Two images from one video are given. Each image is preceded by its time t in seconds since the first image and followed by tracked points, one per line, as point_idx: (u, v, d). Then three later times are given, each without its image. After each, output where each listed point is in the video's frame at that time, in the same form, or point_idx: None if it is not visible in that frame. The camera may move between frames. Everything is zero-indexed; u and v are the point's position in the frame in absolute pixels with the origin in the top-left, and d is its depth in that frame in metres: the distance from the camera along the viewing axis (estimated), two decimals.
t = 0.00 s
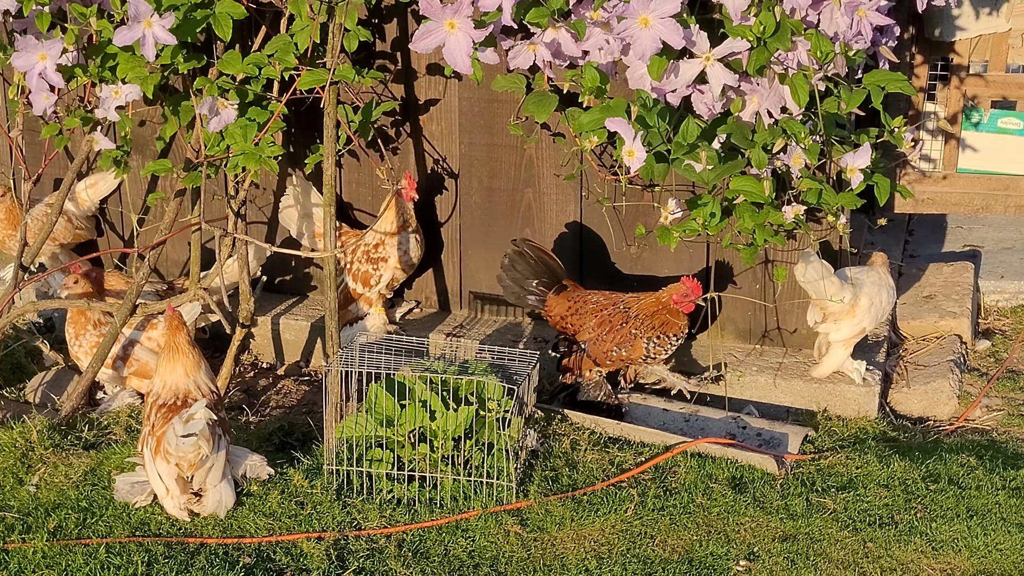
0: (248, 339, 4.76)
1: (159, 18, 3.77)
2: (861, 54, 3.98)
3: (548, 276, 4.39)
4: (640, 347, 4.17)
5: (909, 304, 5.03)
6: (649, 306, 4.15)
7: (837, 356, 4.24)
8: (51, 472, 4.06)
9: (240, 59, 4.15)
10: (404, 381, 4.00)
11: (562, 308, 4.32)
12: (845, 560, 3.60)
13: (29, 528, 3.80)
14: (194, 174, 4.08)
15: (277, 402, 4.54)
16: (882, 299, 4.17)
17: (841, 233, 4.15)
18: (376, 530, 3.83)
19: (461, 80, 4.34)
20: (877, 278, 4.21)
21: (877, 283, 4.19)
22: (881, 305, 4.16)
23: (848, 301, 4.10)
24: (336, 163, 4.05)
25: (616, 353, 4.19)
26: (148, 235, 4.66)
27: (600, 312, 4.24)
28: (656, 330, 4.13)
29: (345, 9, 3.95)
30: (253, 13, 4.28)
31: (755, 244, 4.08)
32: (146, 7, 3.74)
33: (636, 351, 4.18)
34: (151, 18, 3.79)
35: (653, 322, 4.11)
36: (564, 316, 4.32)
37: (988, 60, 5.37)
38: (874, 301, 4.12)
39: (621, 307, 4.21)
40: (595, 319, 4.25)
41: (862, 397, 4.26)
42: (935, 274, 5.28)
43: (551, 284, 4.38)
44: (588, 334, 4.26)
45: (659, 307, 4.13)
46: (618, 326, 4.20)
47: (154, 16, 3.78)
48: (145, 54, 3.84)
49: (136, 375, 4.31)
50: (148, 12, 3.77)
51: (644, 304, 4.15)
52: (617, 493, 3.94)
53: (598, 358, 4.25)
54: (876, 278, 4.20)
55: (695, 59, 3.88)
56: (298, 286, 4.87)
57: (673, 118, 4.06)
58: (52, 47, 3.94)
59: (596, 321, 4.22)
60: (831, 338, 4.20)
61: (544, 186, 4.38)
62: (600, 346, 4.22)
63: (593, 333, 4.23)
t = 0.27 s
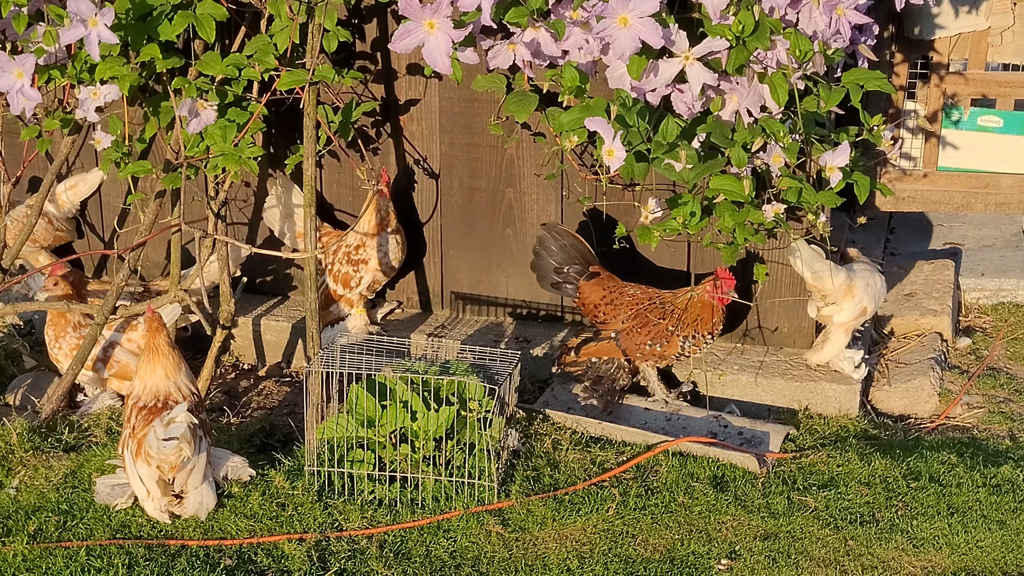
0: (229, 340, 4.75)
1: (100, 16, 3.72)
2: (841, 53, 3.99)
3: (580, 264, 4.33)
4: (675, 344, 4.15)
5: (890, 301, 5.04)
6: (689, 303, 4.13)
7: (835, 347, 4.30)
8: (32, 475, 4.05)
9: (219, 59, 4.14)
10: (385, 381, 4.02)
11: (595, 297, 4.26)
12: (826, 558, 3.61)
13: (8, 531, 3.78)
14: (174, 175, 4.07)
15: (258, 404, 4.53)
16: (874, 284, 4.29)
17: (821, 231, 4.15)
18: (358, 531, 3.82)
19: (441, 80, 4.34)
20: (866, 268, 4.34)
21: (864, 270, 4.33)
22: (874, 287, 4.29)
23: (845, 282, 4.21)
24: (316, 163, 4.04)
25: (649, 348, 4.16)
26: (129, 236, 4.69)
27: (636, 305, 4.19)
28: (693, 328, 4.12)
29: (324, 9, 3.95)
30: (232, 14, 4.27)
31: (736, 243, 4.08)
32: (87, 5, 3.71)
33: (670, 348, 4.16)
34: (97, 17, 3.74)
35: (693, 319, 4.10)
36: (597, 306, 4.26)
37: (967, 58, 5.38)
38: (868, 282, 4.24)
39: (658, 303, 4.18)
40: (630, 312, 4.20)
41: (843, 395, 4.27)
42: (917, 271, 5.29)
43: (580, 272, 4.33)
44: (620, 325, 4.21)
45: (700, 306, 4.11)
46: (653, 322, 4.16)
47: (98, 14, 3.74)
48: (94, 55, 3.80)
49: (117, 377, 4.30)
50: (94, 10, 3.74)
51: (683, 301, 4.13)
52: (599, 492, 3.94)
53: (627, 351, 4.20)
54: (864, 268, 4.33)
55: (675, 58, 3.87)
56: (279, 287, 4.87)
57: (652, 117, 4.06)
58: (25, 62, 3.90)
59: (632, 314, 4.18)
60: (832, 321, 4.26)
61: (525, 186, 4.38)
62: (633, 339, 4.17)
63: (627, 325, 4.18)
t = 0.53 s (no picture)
0: (218, 341, 4.74)
1: (113, 16, 3.70)
2: (828, 52, 4.00)
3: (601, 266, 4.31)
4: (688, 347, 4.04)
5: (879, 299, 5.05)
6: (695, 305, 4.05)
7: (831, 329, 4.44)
8: (20, 476, 4.05)
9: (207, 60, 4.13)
10: (374, 381, 4.03)
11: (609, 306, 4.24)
12: (815, 557, 3.61)
13: None
14: (162, 176, 4.07)
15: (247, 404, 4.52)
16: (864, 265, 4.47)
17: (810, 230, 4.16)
18: (347, 531, 3.81)
19: (430, 79, 4.34)
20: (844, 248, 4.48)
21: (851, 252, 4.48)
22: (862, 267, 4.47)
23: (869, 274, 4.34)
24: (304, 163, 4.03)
25: (662, 354, 4.09)
26: (118, 237, 4.72)
27: (647, 312, 4.15)
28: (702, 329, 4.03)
29: (311, 10, 3.94)
30: (220, 14, 4.27)
31: (724, 242, 4.08)
32: (100, 6, 3.67)
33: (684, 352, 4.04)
34: (107, 18, 3.71)
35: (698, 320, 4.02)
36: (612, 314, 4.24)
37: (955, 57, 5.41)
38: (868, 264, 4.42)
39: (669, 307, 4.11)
40: (642, 319, 4.16)
41: (832, 393, 4.27)
42: (906, 269, 5.30)
43: (600, 273, 4.31)
44: (635, 334, 4.17)
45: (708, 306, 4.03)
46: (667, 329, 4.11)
47: (109, 14, 3.71)
48: (108, 56, 3.76)
49: (106, 378, 4.29)
50: (103, 12, 3.70)
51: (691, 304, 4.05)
52: (588, 492, 3.94)
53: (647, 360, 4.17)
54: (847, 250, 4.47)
55: (662, 57, 3.87)
56: (268, 287, 4.87)
57: (640, 117, 4.06)
58: (15, 61, 3.92)
59: (644, 322, 4.14)
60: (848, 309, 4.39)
61: (513, 185, 4.39)
62: (647, 346, 4.13)
63: (641, 333, 4.15)
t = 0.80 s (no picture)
0: (205, 339, 4.74)
1: (90, 11, 3.71)
2: (815, 48, 4.00)
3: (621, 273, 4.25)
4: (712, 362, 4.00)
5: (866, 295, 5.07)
6: (728, 318, 3.97)
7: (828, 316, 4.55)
8: (7, 476, 4.04)
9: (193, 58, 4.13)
10: (362, 380, 4.01)
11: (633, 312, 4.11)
12: (802, 553, 3.61)
13: None
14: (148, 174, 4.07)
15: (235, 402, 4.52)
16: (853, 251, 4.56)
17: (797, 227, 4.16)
18: (335, 530, 3.81)
19: (417, 77, 4.33)
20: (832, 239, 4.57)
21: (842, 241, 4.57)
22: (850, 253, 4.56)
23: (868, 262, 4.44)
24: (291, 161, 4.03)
25: (685, 366, 4.02)
26: (104, 235, 4.72)
27: (673, 320, 4.03)
28: (733, 344, 3.96)
29: (297, 7, 3.94)
30: (206, 12, 4.26)
31: (711, 239, 4.09)
32: (76, 2, 3.68)
33: (705, 365, 4.02)
34: (85, 13, 3.73)
35: (733, 336, 3.95)
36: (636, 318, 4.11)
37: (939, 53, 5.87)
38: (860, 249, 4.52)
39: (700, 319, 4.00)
40: (667, 328, 4.03)
41: (819, 389, 4.29)
42: (893, 265, 5.31)
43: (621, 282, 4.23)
44: (658, 341, 4.05)
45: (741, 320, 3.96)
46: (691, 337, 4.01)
47: (86, 9, 3.72)
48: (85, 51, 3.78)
49: (93, 377, 4.28)
50: (81, 7, 3.72)
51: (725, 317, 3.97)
52: (576, 489, 3.94)
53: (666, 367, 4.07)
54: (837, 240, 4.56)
55: (648, 54, 3.88)
56: (256, 286, 4.86)
57: (627, 114, 4.07)
58: None
59: (669, 331, 4.02)
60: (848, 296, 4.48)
61: (501, 183, 4.39)
62: (671, 356, 4.02)
63: (666, 342, 4.02)
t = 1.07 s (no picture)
0: (187, 336, 4.73)
1: (60, 7, 3.64)
2: (795, 43, 4.00)
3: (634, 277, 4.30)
4: (720, 361, 4.09)
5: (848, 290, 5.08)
6: (726, 319, 4.08)
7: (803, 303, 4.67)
8: None
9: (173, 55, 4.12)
10: (343, 376, 4.02)
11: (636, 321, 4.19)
12: (784, 548, 3.62)
13: None
14: (128, 172, 4.06)
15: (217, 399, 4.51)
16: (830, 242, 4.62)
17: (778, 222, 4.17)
18: (317, 527, 3.80)
19: (398, 73, 4.33)
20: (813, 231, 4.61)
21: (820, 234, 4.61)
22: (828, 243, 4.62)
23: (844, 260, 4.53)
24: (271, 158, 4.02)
25: (696, 369, 4.11)
26: (84, 233, 4.71)
27: (677, 325, 4.13)
28: (736, 343, 4.07)
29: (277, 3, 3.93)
30: (186, 8, 4.25)
31: (692, 234, 4.10)
32: None
33: (716, 365, 4.10)
34: (56, 10, 3.67)
35: (734, 334, 4.05)
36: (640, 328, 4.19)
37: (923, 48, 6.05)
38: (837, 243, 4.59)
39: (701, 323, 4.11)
40: (671, 333, 4.13)
41: (801, 383, 4.32)
42: (876, 261, 5.32)
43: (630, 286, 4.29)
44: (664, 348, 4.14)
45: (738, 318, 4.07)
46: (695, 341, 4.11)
47: (57, 6, 3.66)
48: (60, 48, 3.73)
49: (74, 375, 4.28)
50: (52, 4, 3.66)
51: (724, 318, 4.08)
52: (558, 485, 3.94)
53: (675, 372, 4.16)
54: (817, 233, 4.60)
55: (629, 50, 3.86)
56: (238, 283, 4.86)
57: (608, 110, 4.04)
58: None
59: (674, 335, 4.12)
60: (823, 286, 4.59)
61: (482, 178, 4.39)
62: (679, 360, 4.12)
63: (671, 347, 4.11)
